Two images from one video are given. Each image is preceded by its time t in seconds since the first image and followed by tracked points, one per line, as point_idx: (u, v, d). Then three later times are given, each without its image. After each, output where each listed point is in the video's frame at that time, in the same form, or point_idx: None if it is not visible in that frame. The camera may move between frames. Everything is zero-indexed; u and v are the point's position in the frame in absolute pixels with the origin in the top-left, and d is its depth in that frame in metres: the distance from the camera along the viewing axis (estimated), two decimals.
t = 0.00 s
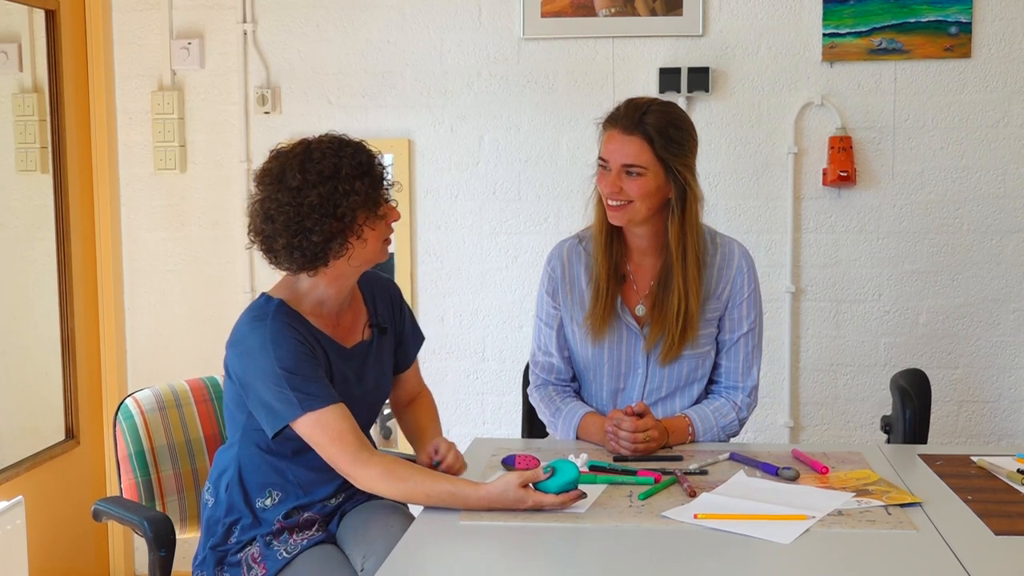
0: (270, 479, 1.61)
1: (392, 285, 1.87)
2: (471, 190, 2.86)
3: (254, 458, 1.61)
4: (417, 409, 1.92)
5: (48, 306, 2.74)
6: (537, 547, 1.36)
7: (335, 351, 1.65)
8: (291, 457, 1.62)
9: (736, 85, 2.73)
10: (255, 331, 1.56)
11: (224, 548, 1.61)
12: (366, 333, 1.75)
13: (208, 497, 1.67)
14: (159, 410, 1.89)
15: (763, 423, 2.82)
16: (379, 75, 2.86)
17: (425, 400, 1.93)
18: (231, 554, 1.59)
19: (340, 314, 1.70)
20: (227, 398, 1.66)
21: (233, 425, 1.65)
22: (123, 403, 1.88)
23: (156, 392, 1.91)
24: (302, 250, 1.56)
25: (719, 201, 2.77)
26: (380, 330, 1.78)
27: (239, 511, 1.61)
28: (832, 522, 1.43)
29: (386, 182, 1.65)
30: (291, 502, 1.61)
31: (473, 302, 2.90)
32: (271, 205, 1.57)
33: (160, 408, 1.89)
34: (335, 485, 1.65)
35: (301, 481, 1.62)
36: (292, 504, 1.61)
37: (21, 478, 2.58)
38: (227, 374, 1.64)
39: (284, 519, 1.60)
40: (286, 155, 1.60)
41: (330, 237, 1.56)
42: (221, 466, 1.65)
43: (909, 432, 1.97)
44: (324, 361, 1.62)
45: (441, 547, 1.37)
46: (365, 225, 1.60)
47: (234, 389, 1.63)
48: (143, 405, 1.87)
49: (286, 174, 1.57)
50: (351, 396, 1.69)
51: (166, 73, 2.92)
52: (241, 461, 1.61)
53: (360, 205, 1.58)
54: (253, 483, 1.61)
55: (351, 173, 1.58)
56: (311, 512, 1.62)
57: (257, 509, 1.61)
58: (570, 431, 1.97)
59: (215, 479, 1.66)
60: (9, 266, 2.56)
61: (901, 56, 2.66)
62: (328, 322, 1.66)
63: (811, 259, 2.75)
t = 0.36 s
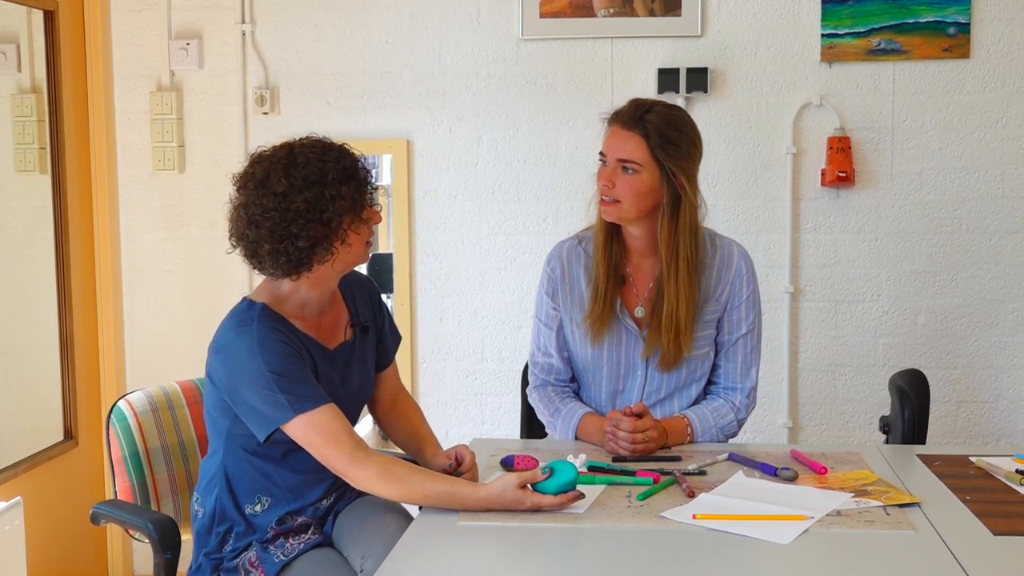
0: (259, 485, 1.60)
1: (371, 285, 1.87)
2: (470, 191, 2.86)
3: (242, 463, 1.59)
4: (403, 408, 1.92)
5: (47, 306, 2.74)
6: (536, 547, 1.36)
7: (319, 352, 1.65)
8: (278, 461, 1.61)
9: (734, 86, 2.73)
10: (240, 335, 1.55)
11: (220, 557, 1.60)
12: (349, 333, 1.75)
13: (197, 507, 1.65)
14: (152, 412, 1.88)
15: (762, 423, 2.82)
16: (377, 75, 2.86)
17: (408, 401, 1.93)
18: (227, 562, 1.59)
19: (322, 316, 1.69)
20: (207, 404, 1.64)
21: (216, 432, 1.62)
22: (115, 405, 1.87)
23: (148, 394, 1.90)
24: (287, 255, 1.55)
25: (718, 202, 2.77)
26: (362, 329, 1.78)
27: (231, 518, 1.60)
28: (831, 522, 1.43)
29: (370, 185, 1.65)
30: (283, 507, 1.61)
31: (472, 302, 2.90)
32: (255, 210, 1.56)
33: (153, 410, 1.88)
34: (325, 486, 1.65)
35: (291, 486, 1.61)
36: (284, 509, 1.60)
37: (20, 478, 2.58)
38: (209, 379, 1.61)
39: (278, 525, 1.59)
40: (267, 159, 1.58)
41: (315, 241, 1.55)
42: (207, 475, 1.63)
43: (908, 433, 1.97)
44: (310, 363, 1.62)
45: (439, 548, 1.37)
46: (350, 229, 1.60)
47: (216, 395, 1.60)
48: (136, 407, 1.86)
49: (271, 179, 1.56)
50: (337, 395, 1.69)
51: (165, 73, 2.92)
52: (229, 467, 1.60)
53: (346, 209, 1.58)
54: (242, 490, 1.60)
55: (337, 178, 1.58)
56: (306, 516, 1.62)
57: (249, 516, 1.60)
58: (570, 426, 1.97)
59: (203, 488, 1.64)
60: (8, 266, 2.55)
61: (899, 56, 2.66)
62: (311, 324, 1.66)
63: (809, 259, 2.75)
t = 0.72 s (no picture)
0: (254, 490, 1.59)
1: (366, 287, 1.88)
2: (469, 192, 2.86)
3: (236, 467, 1.59)
4: (396, 413, 1.92)
5: (46, 307, 2.74)
6: (536, 548, 1.36)
7: (316, 356, 1.65)
8: (272, 466, 1.60)
9: (734, 87, 2.73)
10: (238, 337, 1.55)
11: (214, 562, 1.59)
12: (344, 336, 1.75)
13: (191, 512, 1.64)
14: (146, 415, 1.88)
15: (762, 425, 2.82)
16: (376, 76, 2.86)
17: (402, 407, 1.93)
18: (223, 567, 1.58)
19: (320, 319, 1.69)
20: (200, 407, 1.63)
21: (208, 436, 1.62)
22: (108, 408, 1.86)
23: (141, 398, 1.89)
24: (295, 258, 1.55)
25: (717, 203, 2.77)
26: (357, 333, 1.79)
27: (226, 523, 1.59)
28: (831, 523, 1.43)
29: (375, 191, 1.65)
30: (278, 511, 1.60)
31: (471, 303, 2.90)
32: (263, 212, 1.55)
33: (147, 414, 1.88)
34: (319, 490, 1.65)
35: (284, 490, 1.61)
36: (280, 514, 1.60)
37: (19, 479, 2.58)
38: (203, 382, 1.61)
39: (275, 529, 1.59)
40: (275, 162, 1.58)
41: (324, 244, 1.55)
42: (199, 480, 1.62)
43: (907, 434, 1.97)
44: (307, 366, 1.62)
45: (439, 548, 1.37)
46: (357, 233, 1.61)
47: (210, 398, 1.60)
48: (130, 410, 1.85)
49: (280, 181, 1.56)
50: (332, 399, 1.70)
51: (165, 74, 2.92)
52: (222, 471, 1.59)
53: (354, 214, 1.58)
54: (236, 494, 1.59)
55: (346, 182, 1.58)
56: (302, 521, 1.62)
57: (244, 521, 1.59)
58: (570, 426, 1.97)
59: (196, 494, 1.62)
60: (8, 267, 2.55)
61: (898, 57, 2.66)
62: (308, 327, 1.66)
63: (809, 260, 2.76)
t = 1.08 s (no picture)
0: (253, 491, 1.59)
1: (369, 290, 1.87)
2: (469, 192, 2.86)
3: (235, 469, 1.59)
4: (399, 416, 1.91)
5: (46, 307, 2.74)
6: (536, 549, 1.36)
7: (315, 360, 1.65)
8: (271, 468, 1.60)
9: (734, 88, 2.73)
10: (235, 343, 1.55)
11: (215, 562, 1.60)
12: (344, 340, 1.75)
13: (190, 513, 1.64)
14: (147, 415, 1.87)
15: (762, 425, 2.82)
16: (376, 77, 2.86)
17: (404, 409, 1.92)
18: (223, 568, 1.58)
19: (321, 323, 1.69)
20: (199, 409, 1.63)
21: (207, 438, 1.62)
22: (109, 408, 1.86)
23: (142, 398, 1.89)
24: (299, 263, 1.55)
25: (717, 203, 2.77)
26: (358, 337, 1.78)
27: (225, 524, 1.60)
28: (831, 524, 1.43)
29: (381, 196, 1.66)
30: (277, 512, 1.60)
31: (471, 304, 2.90)
32: (268, 216, 1.55)
33: (147, 414, 1.88)
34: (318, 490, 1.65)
35: (283, 491, 1.61)
36: (280, 514, 1.60)
37: (19, 480, 2.58)
38: (202, 384, 1.61)
39: (274, 530, 1.59)
40: (282, 165, 1.58)
41: (330, 250, 1.56)
42: (198, 481, 1.62)
43: (907, 434, 1.97)
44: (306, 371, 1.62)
45: (439, 549, 1.37)
46: (362, 239, 1.61)
47: (209, 401, 1.60)
48: (131, 410, 1.85)
49: (286, 186, 1.55)
50: (331, 403, 1.70)
51: (165, 74, 2.92)
52: (221, 473, 1.59)
53: (360, 220, 1.58)
54: (236, 495, 1.59)
55: (353, 188, 1.58)
56: (302, 521, 1.62)
57: (242, 522, 1.59)
58: (570, 427, 1.96)
59: (195, 495, 1.62)
60: (8, 268, 2.55)
61: (898, 58, 2.66)
62: (307, 332, 1.66)
63: (809, 261, 2.75)
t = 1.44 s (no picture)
0: (252, 493, 1.59)
1: (367, 293, 1.87)
2: (470, 194, 2.86)
3: (235, 472, 1.59)
4: (399, 416, 1.91)
5: (47, 309, 2.74)
6: (536, 550, 1.36)
7: (313, 363, 1.65)
8: (270, 471, 1.60)
9: (734, 89, 2.73)
10: (234, 348, 1.54)
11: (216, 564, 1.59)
12: (343, 343, 1.75)
13: (190, 515, 1.64)
14: (147, 417, 1.87)
15: (762, 426, 2.82)
16: (376, 78, 2.86)
17: (404, 410, 1.93)
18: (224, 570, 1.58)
19: (320, 325, 1.69)
20: (200, 412, 1.63)
21: (207, 440, 1.62)
22: (110, 410, 1.86)
23: (143, 399, 1.89)
24: (299, 262, 1.54)
25: (717, 204, 2.77)
26: (356, 339, 1.78)
27: (225, 526, 1.60)
28: (831, 526, 1.43)
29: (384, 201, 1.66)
30: (277, 514, 1.60)
31: (472, 305, 2.90)
32: (270, 213, 1.55)
33: (148, 415, 1.88)
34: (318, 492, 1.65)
35: (283, 493, 1.61)
36: (279, 516, 1.60)
37: (19, 482, 2.58)
38: (201, 387, 1.61)
39: (274, 532, 1.59)
40: (287, 164, 1.58)
41: (330, 250, 1.55)
42: (198, 483, 1.62)
43: (908, 436, 1.97)
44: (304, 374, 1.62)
45: (439, 551, 1.37)
46: (364, 242, 1.61)
47: (209, 405, 1.60)
48: (131, 411, 1.85)
49: (291, 184, 1.55)
50: (330, 405, 1.70)
51: (165, 76, 2.92)
52: (220, 476, 1.59)
53: (362, 223, 1.58)
54: (236, 497, 1.59)
55: (357, 191, 1.58)
56: (302, 523, 1.62)
57: (243, 524, 1.59)
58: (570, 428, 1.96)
59: (195, 498, 1.63)
60: (9, 270, 2.55)
61: (898, 59, 2.66)
62: (306, 334, 1.65)
63: (809, 262, 2.75)
